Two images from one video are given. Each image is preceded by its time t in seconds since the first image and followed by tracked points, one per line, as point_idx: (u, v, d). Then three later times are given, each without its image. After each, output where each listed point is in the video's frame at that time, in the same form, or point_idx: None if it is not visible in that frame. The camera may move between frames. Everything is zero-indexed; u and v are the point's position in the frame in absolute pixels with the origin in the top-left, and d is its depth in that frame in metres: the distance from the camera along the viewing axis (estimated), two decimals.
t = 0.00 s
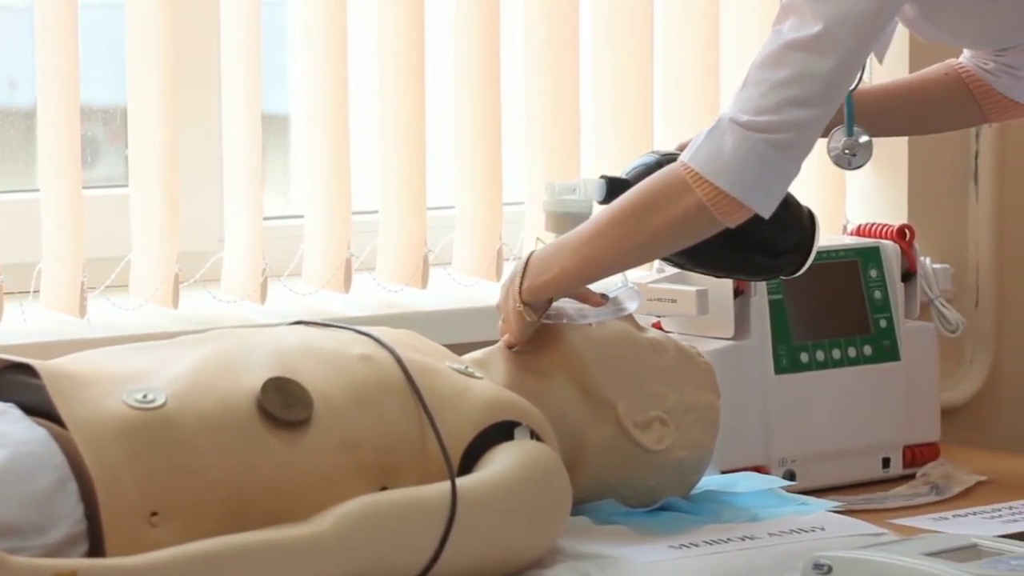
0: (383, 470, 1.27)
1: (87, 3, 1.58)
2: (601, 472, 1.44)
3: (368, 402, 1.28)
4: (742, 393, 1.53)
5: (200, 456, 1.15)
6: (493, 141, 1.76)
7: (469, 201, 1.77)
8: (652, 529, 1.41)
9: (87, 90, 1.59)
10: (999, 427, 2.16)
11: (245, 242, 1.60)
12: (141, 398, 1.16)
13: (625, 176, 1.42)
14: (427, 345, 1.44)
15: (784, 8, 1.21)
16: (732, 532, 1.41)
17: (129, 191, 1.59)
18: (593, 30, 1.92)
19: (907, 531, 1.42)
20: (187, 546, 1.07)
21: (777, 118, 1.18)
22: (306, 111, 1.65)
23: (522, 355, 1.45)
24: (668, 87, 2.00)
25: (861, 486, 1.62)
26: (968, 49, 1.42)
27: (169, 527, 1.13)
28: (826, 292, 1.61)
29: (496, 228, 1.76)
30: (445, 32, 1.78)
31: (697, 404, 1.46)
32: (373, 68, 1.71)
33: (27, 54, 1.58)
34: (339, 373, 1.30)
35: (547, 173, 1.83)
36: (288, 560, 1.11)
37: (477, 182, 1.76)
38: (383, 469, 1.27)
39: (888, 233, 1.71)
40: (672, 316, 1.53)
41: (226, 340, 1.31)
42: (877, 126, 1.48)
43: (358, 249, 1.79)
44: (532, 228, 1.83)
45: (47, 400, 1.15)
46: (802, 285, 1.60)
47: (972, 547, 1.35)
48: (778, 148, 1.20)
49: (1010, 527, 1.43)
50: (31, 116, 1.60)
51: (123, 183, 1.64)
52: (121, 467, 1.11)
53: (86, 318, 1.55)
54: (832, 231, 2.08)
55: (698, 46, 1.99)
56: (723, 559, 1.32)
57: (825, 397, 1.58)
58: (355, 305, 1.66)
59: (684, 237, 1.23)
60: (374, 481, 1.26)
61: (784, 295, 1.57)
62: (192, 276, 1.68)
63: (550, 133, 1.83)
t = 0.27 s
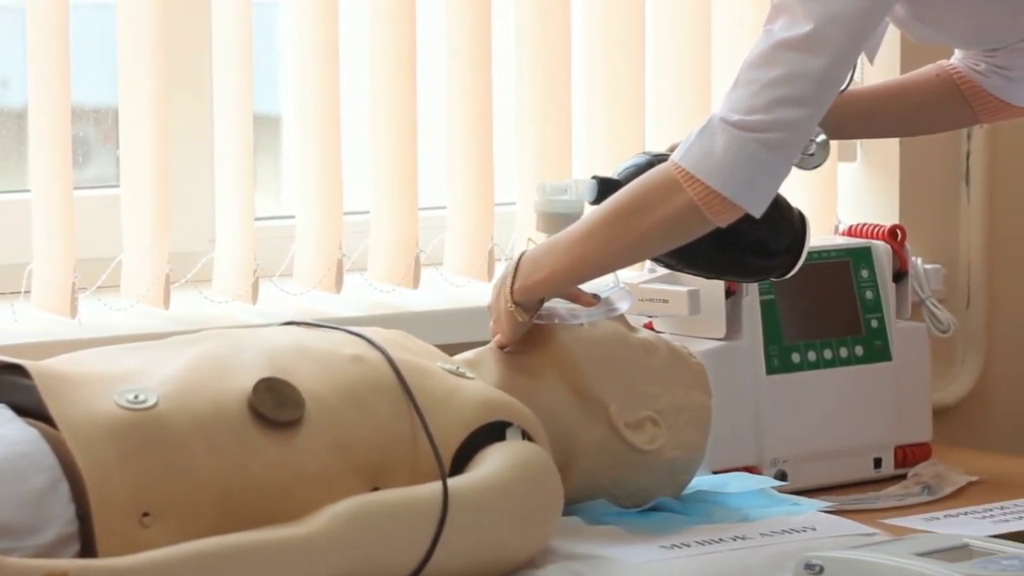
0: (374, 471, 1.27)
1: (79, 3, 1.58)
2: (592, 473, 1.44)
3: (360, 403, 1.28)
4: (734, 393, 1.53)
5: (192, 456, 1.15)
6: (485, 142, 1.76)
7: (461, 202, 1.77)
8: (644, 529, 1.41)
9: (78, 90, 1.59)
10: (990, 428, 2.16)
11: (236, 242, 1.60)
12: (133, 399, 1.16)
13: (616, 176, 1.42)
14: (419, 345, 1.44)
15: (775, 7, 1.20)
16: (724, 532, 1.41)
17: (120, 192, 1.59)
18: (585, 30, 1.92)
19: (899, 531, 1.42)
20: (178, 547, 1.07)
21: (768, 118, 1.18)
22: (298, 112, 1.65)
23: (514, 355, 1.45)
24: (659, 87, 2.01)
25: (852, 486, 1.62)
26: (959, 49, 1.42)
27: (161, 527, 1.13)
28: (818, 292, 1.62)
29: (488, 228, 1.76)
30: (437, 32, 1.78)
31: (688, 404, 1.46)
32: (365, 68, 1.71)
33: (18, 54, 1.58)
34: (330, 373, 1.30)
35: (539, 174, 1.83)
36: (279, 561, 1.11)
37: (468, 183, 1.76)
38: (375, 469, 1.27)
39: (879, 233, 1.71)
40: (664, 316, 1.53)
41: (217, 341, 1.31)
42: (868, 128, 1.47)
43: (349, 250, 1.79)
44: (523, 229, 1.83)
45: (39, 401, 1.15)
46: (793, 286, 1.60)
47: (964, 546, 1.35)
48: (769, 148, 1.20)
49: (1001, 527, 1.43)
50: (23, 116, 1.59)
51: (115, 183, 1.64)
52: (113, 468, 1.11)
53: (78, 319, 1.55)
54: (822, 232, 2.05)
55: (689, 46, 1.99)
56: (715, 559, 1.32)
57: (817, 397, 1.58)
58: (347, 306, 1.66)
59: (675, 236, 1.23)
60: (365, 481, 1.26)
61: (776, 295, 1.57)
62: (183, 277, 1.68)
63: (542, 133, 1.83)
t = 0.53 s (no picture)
0: (365, 471, 1.27)
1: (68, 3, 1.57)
2: (582, 473, 1.44)
3: (351, 403, 1.28)
4: (724, 393, 1.53)
5: (182, 457, 1.15)
6: (474, 142, 1.75)
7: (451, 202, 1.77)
8: (634, 530, 1.41)
9: (68, 90, 1.58)
10: (980, 428, 2.17)
11: (226, 242, 1.60)
12: (122, 399, 1.16)
13: (606, 176, 1.42)
14: (409, 345, 1.44)
15: (765, 7, 1.20)
16: (714, 532, 1.41)
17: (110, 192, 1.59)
18: (575, 31, 1.92)
19: (889, 531, 1.43)
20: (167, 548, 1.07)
21: (758, 117, 1.18)
22: (287, 112, 1.65)
23: (504, 355, 1.45)
24: (650, 87, 2.00)
25: (842, 486, 1.62)
26: (948, 49, 1.42)
27: (151, 528, 1.13)
28: (808, 292, 1.62)
29: (478, 228, 1.76)
30: (426, 33, 1.78)
31: (678, 404, 1.46)
32: (354, 69, 1.71)
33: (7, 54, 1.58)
34: (321, 374, 1.29)
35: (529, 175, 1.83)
36: (267, 562, 1.11)
37: (457, 183, 1.76)
38: (366, 470, 1.27)
39: (869, 233, 1.72)
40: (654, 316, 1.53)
41: (208, 342, 1.31)
42: (858, 128, 1.48)
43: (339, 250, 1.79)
44: (513, 229, 1.83)
45: (28, 402, 1.15)
46: (783, 286, 1.60)
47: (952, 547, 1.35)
48: (759, 147, 1.20)
49: (991, 527, 1.43)
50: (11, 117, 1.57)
51: (104, 184, 1.64)
52: (103, 469, 1.11)
53: (67, 319, 1.55)
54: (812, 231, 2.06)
55: (680, 46, 1.99)
56: (705, 560, 1.32)
57: (806, 397, 1.58)
58: (337, 306, 1.66)
59: (665, 236, 1.22)
60: (356, 481, 1.26)
61: (766, 295, 1.57)
62: (172, 278, 1.68)
63: (532, 134, 1.83)
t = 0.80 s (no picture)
0: (356, 471, 1.27)
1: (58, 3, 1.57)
2: (573, 473, 1.44)
3: (342, 403, 1.28)
4: (715, 393, 1.53)
5: (173, 457, 1.15)
6: (465, 142, 1.75)
7: (441, 203, 1.77)
8: (625, 530, 1.41)
9: (58, 90, 1.58)
10: (972, 427, 2.17)
11: (216, 243, 1.60)
12: (113, 400, 1.16)
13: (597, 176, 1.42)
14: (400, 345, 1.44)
15: (756, 7, 1.21)
16: (705, 532, 1.41)
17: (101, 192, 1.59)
18: (565, 32, 1.92)
19: (880, 531, 1.43)
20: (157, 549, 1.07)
21: (750, 116, 1.18)
22: (278, 112, 1.65)
23: (494, 356, 1.45)
24: (641, 86, 2.00)
25: (833, 486, 1.63)
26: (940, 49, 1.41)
27: (142, 528, 1.12)
28: (799, 292, 1.62)
29: (469, 229, 1.76)
30: (417, 33, 1.78)
31: (669, 404, 1.46)
32: (345, 69, 1.71)
33: None
34: (313, 374, 1.29)
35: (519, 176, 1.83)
36: (257, 563, 1.11)
37: (448, 184, 1.76)
38: (357, 470, 1.27)
39: (860, 233, 1.72)
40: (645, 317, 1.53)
41: (198, 342, 1.30)
42: (848, 129, 1.48)
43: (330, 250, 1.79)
44: (504, 229, 1.83)
45: (18, 402, 1.15)
46: (773, 286, 1.60)
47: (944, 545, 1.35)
48: (751, 146, 1.20)
49: (982, 527, 1.43)
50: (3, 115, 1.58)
51: (95, 184, 1.64)
52: (94, 470, 1.11)
53: (58, 319, 1.55)
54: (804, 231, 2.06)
55: (671, 46, 1.99)
56: (696, 560, 1.32)
57: (798, 397, 1.58)
58: (327, 306, 1.66)
59: (657, 235, 1.22)
60: (347, 482, 1.26)
61: (757, 295, 1.57)
62: (163, 279, 1.69)
63: (522, 134, 1.83)
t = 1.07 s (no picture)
0: (346, 472, 1.27)
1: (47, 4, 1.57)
2: (564, 473, 1.44)
3: (333, 404, 1.28)
4: (706, 393, 1.53)
5: (164, 457, 1.15)
6: (456, 143, 1.75)
7: (431, 203, 1.77)
8: (616, 529, 1.40)
9: (48, 91, 1.58)
10: (961, 426, 2.17)
11: (206, 242, 1.60)
12: (104, 400, 1.16)
13: (587, 176, 1.41)
14: (391, 345, 1.44)
15: (747, 7, 1.21)
16: (696, 532, 1.41)
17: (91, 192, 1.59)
18: (556, 31, 1.92)
19: (870, 531, 1.43)
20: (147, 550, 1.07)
21: (741, 115, 1.18)
22: (268, 113, 1.65)
23: (485, 356, 1.45)
24: (631, 88, 2.00)
25: (823, 485, 1.63)
26: (930, 49, 1.41)
27: (132, 529, 1.12)
28: (790, 292, 1.62)
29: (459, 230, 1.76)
30: (408, 33, 1.78)
31: (661, 404, 1.46)
32: (335, 70, 1.71)
33: None
34: (303, 375, 1.29)
35: (509, 176, 1.83)
36: (246, 564, 1.10)
37: (439, 184, 1.76)
38: (347, 471, 1.27)
39: (851, 233, 1.72)
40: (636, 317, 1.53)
41: (189, 342, 1.30)
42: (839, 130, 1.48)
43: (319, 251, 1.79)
44: (494, 229, 1.83)
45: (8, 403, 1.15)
46: (764, 286, 1.60)
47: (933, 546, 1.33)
48: (741, 146, 1.20)
49: (972, 526, 1.43)
50: None
51: (85, 184, 1.64)
52: (85, 470, 1.10)
53: (48, 320, 1.55)
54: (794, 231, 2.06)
55: (661, 46, 1.99)
56: (687, 560, 1.32)
57: (788, 396, 1.59)
58: (317, 307, 1.66)
59: (647, 235, 1.22)
60: (337, 482, 1.26)
61: (747, 295, 1.58)
62: (153, 279, 1.68)
63: (513, 134, 1.83)
